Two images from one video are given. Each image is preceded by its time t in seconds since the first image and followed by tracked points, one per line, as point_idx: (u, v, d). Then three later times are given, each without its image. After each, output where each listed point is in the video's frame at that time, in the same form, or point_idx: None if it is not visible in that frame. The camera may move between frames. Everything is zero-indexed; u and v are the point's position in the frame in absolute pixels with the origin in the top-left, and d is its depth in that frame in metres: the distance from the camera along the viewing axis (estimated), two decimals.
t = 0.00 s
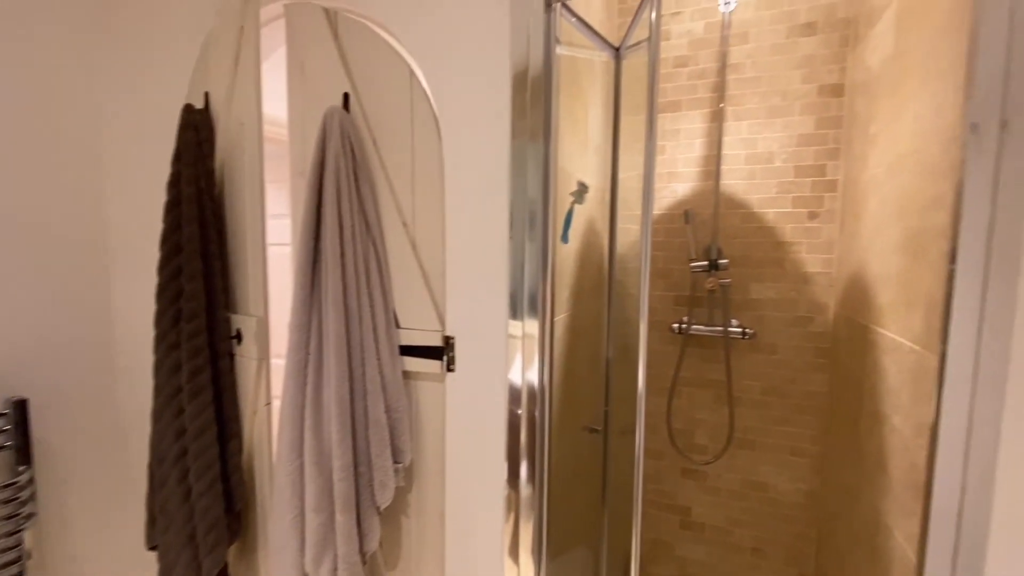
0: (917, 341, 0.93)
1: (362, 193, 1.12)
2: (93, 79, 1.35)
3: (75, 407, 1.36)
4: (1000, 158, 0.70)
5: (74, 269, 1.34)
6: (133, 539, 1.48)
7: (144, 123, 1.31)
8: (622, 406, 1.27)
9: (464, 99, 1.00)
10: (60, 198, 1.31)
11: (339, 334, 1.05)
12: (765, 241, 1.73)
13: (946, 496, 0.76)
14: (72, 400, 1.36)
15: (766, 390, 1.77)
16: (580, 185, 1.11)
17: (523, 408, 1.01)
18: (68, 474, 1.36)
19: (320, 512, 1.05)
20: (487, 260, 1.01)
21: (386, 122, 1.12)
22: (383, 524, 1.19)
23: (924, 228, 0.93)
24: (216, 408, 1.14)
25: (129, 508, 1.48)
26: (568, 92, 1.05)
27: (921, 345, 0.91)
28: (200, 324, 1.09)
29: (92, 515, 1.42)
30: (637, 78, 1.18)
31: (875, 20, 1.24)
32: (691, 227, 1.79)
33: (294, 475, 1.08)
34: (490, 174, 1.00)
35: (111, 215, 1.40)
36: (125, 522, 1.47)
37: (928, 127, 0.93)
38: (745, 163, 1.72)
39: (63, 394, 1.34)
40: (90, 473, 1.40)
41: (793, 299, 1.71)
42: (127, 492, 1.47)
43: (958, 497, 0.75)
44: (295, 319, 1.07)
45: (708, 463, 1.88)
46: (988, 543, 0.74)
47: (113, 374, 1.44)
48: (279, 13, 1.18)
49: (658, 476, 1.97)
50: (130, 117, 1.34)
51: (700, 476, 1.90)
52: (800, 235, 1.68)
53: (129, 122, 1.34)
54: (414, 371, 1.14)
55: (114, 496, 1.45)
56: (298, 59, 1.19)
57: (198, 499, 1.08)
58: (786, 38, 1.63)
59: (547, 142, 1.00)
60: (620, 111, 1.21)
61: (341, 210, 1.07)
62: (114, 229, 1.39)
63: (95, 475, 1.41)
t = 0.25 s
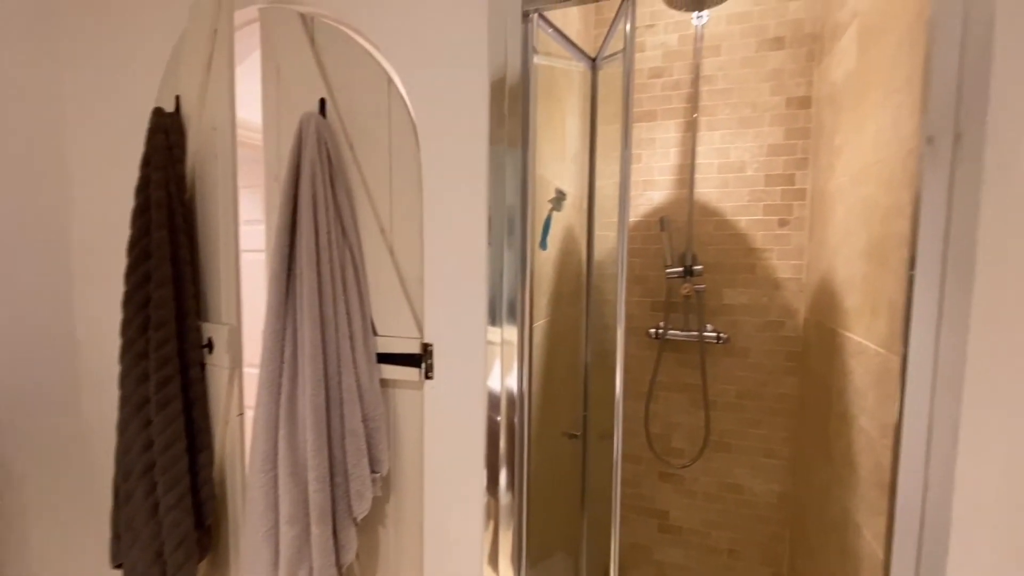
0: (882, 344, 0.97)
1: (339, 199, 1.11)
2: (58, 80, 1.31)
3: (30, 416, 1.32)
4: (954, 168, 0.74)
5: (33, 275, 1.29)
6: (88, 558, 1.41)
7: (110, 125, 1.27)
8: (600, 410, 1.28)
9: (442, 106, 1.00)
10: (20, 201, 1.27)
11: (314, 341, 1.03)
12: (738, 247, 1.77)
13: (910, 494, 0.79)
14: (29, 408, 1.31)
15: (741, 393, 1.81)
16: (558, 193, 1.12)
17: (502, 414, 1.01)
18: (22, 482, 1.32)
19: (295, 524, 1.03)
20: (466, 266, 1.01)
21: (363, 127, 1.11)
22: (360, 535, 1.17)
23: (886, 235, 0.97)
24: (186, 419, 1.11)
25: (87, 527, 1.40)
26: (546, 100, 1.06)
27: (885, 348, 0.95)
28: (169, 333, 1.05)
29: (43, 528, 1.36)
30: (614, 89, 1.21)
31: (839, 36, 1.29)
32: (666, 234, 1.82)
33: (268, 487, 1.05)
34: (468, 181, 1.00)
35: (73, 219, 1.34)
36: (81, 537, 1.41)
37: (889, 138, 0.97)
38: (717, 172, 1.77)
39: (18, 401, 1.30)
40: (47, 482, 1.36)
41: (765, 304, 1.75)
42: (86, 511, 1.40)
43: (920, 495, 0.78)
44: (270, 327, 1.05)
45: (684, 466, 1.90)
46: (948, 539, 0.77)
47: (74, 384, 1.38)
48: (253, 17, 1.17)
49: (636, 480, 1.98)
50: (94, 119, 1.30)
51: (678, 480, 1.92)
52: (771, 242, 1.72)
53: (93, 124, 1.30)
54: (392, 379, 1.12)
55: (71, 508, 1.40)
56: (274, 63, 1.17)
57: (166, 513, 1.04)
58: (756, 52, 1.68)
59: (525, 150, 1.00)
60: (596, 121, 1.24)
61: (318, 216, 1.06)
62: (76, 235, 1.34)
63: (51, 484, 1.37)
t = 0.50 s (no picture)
0: (855, 348, 0.99)
1: (320, 206, 1.10)
2: (29, 83, 1.28)
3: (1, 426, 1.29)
4: (921, 178, 0.76)
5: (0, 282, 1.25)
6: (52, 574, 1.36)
7: (82, 129, 1.24)
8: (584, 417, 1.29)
9: (424, 113, 1.00)
10: None
11: (294, 350, 1.01)
12: (717, 254, 1.80)
13: (883, 495, 0.81)
14: None
15: (722, 398, 1.83)
16: (541, 201, 1.13)
17: (486, 422, 1.01)
18: None
19: (273, 536, 1.00)
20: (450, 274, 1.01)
21: (345, 134, 1.10)
22: (341, 546, 1.15)
23: (858, 242, 1.00)
24: (160, 430, 1.08)
25: (54, 541, 1.35)
26: (528, 109, 1.07)
27: (858, 353, 0.97)
28: (143, 342, 1.03)
29: (6, 544, 1.31)
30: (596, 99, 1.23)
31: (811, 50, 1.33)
32: (648, 241, 1.84)
33: (245, 499, 1.03)
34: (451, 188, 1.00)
35: (42, 225, 1.30)
36: (46, 552, 1.36)
37: (860, 149, 1.01)
38: (697, 181, 1.80)
39: None
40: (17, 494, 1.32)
41: (744, 309, 1.78)
42: (54, 524, 1.35)
43: (893, 496, 0.80)
44: (248, 336, 1.03)
45: (667, 471, 1.92)
46: (920, 539, 0.79)
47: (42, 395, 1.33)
48: (233, 23, 1.16)
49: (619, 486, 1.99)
50: (66, 122, 1.26)
51: (662, 485, 1.93)
52: (749, 249, 1.76)
53: (64, 127, 1.26)
54: (373, 388, 1.11)
55: (40, 521, 1.35)
56: (254, 68, 1.16)
57: (139, 528, 1.01)
58: (733, 64, 1.73)
59: (508, 158, 1.01)
60: (578, 130, 1.26)
61: (298, 223, 1.04)
62: (46, 241, 1.30)
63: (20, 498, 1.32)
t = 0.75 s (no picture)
0: (828, 354, 1.02)
1: (298, 214, 1.08)
2: None
3: None
4: (886, 189, 0.79)
5: None
6: None
7: (50, 134, 1.21)
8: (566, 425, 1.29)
9: (404, 122, 1.00)
10: None
11: (270, 361, 0.99)
12: (694, 263, 1.83)
13: (856, 497, 0.83)
14: None
15: (700, 405, 1.86)
16: (522, 209, 1.14)
17: (466, 431, 1.00)
18: None
19: (247, 553, 0.97)
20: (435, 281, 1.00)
21: (324, 141, 1.09)
22: (318, 562, 1.12)
23: (829, 250, 1.03)
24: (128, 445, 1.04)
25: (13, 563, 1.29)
26: (509, 119, 1.08)
27: (831, 358, 1.00)
28: (111, 353, 0.99)
29: None
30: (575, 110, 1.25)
31: (782, 66, 1.37)
32: (627, 250, 1.87)
33: (218, 515, 0.99)
34: (432, 196, 1.00)
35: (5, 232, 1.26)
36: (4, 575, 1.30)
37: (829, 160, 1.04)
38: (674, 191, 1.83)
39: None
40: None
41: (721, 317, 1.82)
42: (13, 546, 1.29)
43: (866, 498, 0.82)
44: (221, 346, 1.00)
45: (648, 479, 1.93)
46: (892, 540, 0.81)
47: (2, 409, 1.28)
48: (209, 28, 1.15)
49: (601, 494, 1.99)
50: (32, 127, 1.22)
51: (642, 493, 1.94)
52: (725, 258, 1.79)
53: (30, 131, 1.22)
54: (352, 399, 1.09)
55: None
56: (231, 74, 1.15)
57: (105, 547, 0.97)
58: (708, 78, 1.77)
59: (489, 167, 1.01)
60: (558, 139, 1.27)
61: (276, 231, 1.03)
62: (9, 249, 1.25)
63: None
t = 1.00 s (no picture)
0: (804, 362, 1.04)
1: (278, 223, 1.07)
2: None
3: None
4: (857, 200, 0.82)
5: None
6: None
7: (18, 140, 1.17)
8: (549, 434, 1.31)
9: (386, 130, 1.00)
10: None
11: (247, 372, 0.97)
12: (675, 272, 1.86)
13: (834, 502, 0.84)
14: None
15: (682, 413, 1.87)
16: (504, 219, 1.14)
17: (448, 442, 0.99)
18: None
19: (221, 571, 0.94)
20: (430, 284, 0.99)
21: (305, 150, 1.08)
22: None
23: (804, 260, 1.06)
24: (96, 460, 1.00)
25: None
26: (491, 129, 1.09)
27: (807, 365, 1.02)
28: (79, 365, 0.96)
29: None
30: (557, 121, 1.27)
31: (757, 81, 1.42)
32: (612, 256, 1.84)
33: (190, 532, 0.96)
34: (414, 205, 0.99)
35: None
36: None
37: (803, 172, 1.07)
38: (654, 202, 1.86)
39: None
40: None
41: (701, 325, 1.84)
42: None
43: (842, 503, 0.84)
44: (196, 357, 0.98)
45: (631, 488, 1.93)
46: (868, 544, 0.83)
47: None
48: (187, 34, 1.13)
49: (584, 504, 1.98)
50: None
51: (626, 502, 1.94)
52: (704, 267, 1.83)
53: None
54: (332, 410, 1.08)
55: None
56: (210, 80, 1.14)
57: (70, 568, 0.93)
58: (686, 92, 1.82)
59: (472, 176, 1.01)
60: (540, 150, 1.28)
61: (254, 240, 1.01)
62: None
63: None
